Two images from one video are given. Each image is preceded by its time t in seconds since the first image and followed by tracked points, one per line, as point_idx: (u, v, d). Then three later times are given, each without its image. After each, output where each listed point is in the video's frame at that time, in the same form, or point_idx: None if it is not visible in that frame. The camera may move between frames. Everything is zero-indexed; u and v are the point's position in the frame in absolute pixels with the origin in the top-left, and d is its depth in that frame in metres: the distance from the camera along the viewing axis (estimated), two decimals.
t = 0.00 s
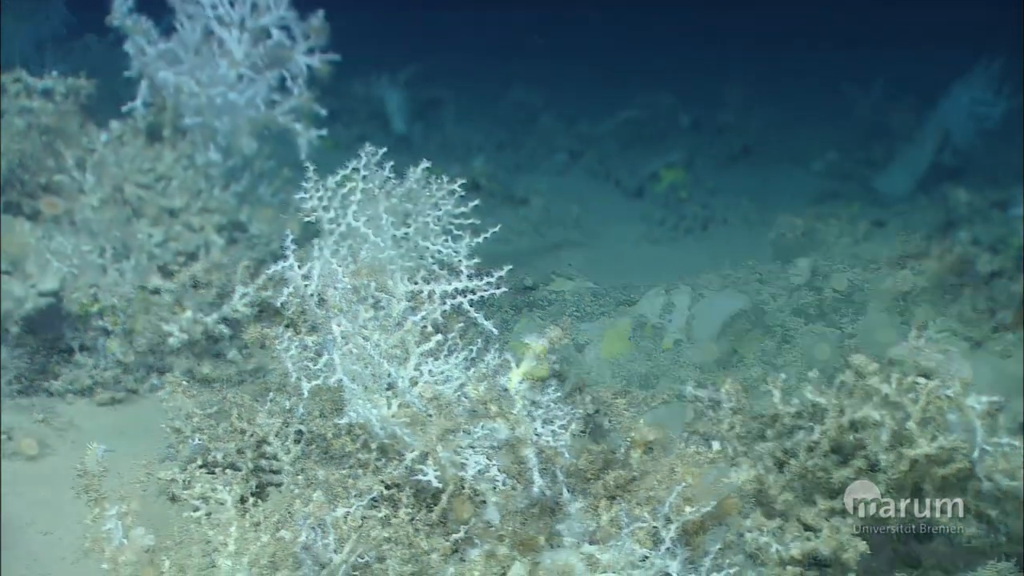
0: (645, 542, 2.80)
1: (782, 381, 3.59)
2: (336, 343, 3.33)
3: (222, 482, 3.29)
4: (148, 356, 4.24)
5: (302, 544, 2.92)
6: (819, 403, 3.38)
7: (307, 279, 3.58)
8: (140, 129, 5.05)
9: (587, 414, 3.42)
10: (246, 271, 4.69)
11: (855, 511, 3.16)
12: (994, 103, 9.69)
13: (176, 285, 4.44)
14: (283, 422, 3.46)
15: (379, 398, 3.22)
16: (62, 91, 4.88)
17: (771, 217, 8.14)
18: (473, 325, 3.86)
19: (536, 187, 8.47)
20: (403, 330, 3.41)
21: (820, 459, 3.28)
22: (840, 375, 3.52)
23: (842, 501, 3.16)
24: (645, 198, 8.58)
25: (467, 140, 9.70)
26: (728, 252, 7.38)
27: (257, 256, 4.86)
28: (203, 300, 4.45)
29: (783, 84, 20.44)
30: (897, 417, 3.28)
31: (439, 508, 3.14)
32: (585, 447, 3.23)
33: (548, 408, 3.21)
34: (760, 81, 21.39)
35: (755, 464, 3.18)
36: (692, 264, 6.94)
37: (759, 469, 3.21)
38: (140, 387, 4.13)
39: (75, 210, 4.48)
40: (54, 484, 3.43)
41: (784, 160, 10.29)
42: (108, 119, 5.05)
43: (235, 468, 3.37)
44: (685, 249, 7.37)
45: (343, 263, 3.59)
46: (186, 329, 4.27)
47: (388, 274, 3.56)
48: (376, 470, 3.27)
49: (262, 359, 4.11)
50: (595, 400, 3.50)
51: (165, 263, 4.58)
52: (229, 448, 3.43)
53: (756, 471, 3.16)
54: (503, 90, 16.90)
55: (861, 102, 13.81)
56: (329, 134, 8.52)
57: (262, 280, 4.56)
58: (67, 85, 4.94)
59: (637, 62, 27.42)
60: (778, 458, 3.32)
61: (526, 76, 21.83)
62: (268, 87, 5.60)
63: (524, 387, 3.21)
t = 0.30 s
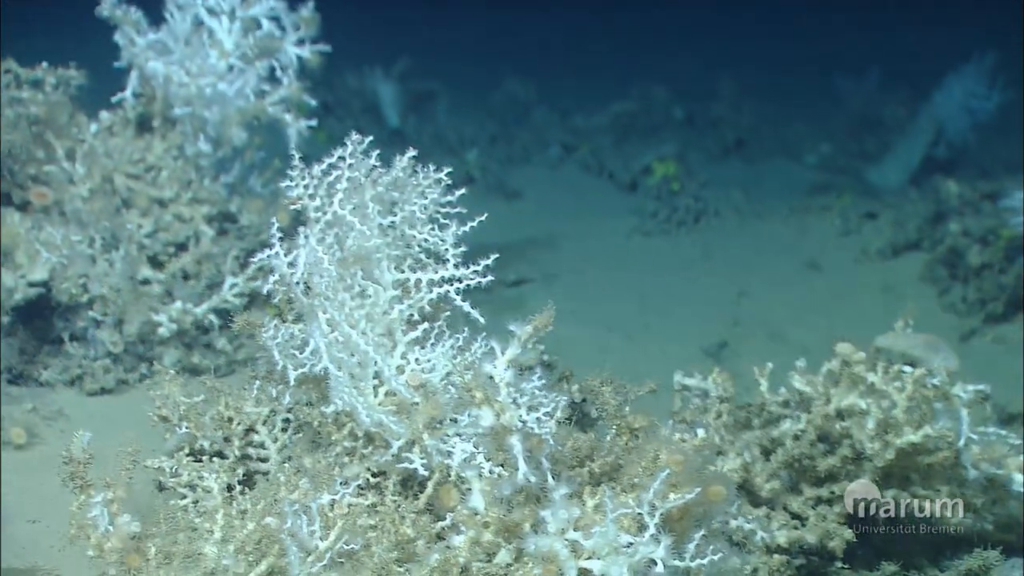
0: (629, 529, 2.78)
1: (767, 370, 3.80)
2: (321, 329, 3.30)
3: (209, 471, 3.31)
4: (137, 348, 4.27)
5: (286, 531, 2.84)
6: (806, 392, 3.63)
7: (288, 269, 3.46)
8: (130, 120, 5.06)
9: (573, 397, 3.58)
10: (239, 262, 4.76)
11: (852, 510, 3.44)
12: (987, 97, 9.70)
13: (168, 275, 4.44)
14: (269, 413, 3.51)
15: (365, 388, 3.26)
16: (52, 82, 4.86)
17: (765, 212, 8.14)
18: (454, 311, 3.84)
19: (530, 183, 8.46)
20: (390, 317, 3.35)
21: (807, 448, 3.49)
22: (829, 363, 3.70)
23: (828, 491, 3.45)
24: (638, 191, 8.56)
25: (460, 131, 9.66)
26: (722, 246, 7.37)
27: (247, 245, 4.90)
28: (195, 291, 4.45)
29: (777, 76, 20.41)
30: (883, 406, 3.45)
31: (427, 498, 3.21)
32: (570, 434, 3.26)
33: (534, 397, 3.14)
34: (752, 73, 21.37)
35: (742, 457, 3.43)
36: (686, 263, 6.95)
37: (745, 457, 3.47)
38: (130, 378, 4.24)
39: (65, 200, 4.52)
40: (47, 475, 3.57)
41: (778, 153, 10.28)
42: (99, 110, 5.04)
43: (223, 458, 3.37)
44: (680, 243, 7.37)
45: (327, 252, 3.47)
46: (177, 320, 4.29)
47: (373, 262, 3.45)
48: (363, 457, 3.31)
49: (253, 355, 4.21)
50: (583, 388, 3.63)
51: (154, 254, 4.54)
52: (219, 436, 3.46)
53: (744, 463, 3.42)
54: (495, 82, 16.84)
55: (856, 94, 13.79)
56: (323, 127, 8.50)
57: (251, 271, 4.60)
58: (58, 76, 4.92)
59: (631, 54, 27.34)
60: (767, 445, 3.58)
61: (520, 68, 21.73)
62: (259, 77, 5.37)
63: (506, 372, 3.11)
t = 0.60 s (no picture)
0: (613, 514, 2.76)
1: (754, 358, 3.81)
2: (306, 314, 3.30)
3: (194, 458, 3.31)
4: (126, 336, 4.28)
5: (272, 516, 2.84)
6: (791, 379, 3.66)
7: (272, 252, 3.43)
8: (120, 109, 5.03)
9: (558, 384, 3.59)
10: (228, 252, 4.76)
11: (852, 510, 3.50)
12: (980, 89, 9.70)
13: (157, 267, 4.46)
14: (255, 400, 3.52)
15: (351, 375, 3.26)
16: (41, 71, 4.85)
17: (758, 204, 8.15)
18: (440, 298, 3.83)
19: (523, 176, 8.47)
20: (376, 304, 3.35)
21: (792, 435, 3.50)
22: (814, 351, 3.71)
23: (814, 477, 3.45)
24: (632, 183, 8.55)
25: (454, 123, 9.63)
26: (714, 238, 7.38)
27: (236, 235, 4.90)
28: (183, 281, 4.45)
29: (772, 69, 20.38)
30: (868, 392, 3.46)
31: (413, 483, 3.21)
32: (556, 419, 3.26)
33: (519, 383, 3.15)
34: (748, 67, 21.33)
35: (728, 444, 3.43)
36: (678, 255, 6.95)
37: (732, 444, 3.48)
38: (119, 368, 4.24)
39: (54, 189, 4.54)
40: (31, 461, 3.56)
41: (772, 146, 10.27)
42: (88, 100, 5.03)
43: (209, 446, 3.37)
44: (672, 235, 7.38)
45: (313, 239, 3.47)
46: (166, 309, 4.29)
47: (359, 249, 3.46)
48: (349, 443, 3.32)
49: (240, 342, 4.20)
50: (570, 375, 3.63)
51: (144, 243, 4.55)
52: (205, 424, 3.46)
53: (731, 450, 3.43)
54: (490, 76, 16.78)
55: (849, 86, 13.81)
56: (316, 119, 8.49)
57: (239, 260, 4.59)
58: (47, 65, 4.91)
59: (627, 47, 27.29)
60: (754, 433, 3.59)
61: (515, 61, 21.70)
62: (248, 66, 5.34)
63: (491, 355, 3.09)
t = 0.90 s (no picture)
0: (600, 500, 2.76)
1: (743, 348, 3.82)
2: (295, 302, 3.31)
3: (183, 446, 3.31)
4: (118, 326, 4.29)
5: (261, 504, 2.85)
6: (781, 367, 3.67)
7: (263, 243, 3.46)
8: (112, 100, 5.04)
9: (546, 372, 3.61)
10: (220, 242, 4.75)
11: (852, 510, 3.55)
12: (975, 82, 9.70)
13: (150, 257, 4.46)
14: (245, 388, 3.53)
15: (340, 363, 3.26)
16: (34, 62, 4.85)
17: (752, 197, 8.16)
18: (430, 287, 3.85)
19: (518, 168, 8.48)
20: (365, 292, 3.36)
21: (781, 424, 3.51)
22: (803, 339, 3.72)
23: (803, 465, 3.45)
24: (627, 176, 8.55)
25: (450, 117, 9.62)
26: (708, 231, 7.39)
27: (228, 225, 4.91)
28: (176, 271, 4.46)
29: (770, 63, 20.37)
30: (857, 380, 3.47)
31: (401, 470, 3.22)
32: (543, 407, 3.27)
33: (507, 370, 3.16)
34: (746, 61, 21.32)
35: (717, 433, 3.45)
36: (672, 248, 6.97)
37: (721, 433, 3.49)
38: (111, 357, 4.24)
39: (46, 178, 4.55)
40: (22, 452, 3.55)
41: (768, 139, 10.28)
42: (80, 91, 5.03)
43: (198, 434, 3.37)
44: (666, 228, 7.39)
45: (302, 227, 3.48)
46: (158, 298, 4.30)
47: (349, 238, 3.48)
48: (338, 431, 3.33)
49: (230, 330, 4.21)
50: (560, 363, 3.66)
51: (136, 233, 4.57)
52: (194, 412, 3.47)
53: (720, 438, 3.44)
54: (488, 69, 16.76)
55: (846, 79, 13.81)
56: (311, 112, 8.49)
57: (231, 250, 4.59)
58: (40, 56, 4.91)
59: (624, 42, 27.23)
60: (743, 422, 3.60)
61: (513, 55, 21.67)
62: (240, 57, 5.35)
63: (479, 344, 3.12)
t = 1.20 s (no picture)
0: (590, 493, 2.76)
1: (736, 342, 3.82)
2: (286, 296, 3.33)
3: (175, 440, 3.31)
4: (111, 321, 4.29)
5: (250, 497, 2.84)
6: (772, 362, 3.68)
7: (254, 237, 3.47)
8: (106, 96, 5.05)
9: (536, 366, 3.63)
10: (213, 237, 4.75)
11: (853, 511, 3.57)
12: (973, 79, 9.69)
13: (143, 252, 4.47)
14: (237, 382, 3.55)
15: (331, 357, 3.27)
16: (28, 58, 4.87)
17: (748, 194, 8.16)
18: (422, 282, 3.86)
19: (515, 165, 8.48)
20: (356, 286, 3.37)
21: (772, 418, 3.52)
22: (794, 334, 3.73)
23: (794, 459, 3.47)
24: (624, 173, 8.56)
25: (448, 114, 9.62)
26: (704, 227, 7.40)
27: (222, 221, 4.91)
28: (169, 266, 4.46)
29: (770, 61, 20.36)
30: (847, 375, 3.48)
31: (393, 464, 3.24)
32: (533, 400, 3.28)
33: (496, 364, 3.17)
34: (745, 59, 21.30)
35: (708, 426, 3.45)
36: (668, 244, 6.97)
37: (712, 427, 3.49)
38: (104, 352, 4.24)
39: (40, 174, 4.55)
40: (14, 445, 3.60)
41: (765, 137, 10.28)
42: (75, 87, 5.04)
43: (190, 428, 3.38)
44: (661, 224, 7.39)
45: (294, 221, 3.49)
46: (151, 293, 4.30)
47: (340, 232, 3.49)
48: (330, 425, 3.34)
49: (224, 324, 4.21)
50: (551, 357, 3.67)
51: (130, 228, 4.56)
52: (185, 406, 3.49)
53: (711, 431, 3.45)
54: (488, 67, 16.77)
55: (845, 76, 13.82)
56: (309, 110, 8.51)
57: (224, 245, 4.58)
58: (34, 52, 4.92)
59: (625, 40, 27.21)
60: (734, 415, 3.61)
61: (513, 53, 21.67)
62: (233, 52, 5.35)
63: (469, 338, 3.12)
